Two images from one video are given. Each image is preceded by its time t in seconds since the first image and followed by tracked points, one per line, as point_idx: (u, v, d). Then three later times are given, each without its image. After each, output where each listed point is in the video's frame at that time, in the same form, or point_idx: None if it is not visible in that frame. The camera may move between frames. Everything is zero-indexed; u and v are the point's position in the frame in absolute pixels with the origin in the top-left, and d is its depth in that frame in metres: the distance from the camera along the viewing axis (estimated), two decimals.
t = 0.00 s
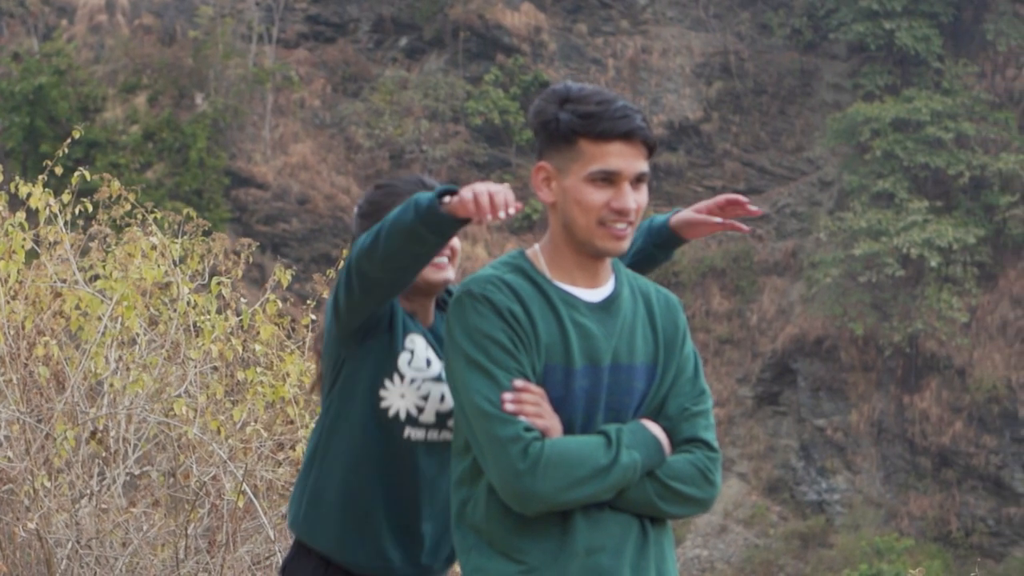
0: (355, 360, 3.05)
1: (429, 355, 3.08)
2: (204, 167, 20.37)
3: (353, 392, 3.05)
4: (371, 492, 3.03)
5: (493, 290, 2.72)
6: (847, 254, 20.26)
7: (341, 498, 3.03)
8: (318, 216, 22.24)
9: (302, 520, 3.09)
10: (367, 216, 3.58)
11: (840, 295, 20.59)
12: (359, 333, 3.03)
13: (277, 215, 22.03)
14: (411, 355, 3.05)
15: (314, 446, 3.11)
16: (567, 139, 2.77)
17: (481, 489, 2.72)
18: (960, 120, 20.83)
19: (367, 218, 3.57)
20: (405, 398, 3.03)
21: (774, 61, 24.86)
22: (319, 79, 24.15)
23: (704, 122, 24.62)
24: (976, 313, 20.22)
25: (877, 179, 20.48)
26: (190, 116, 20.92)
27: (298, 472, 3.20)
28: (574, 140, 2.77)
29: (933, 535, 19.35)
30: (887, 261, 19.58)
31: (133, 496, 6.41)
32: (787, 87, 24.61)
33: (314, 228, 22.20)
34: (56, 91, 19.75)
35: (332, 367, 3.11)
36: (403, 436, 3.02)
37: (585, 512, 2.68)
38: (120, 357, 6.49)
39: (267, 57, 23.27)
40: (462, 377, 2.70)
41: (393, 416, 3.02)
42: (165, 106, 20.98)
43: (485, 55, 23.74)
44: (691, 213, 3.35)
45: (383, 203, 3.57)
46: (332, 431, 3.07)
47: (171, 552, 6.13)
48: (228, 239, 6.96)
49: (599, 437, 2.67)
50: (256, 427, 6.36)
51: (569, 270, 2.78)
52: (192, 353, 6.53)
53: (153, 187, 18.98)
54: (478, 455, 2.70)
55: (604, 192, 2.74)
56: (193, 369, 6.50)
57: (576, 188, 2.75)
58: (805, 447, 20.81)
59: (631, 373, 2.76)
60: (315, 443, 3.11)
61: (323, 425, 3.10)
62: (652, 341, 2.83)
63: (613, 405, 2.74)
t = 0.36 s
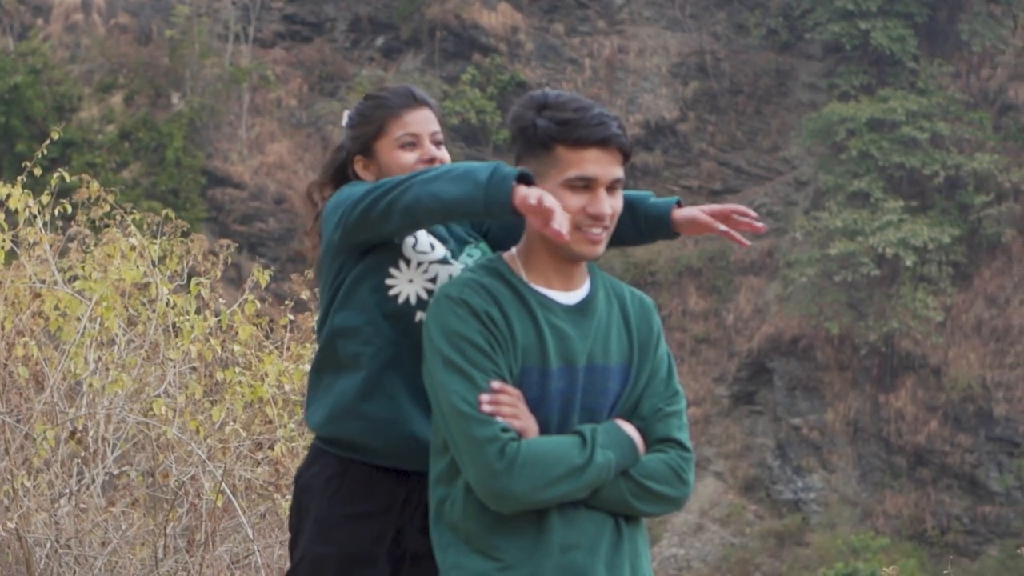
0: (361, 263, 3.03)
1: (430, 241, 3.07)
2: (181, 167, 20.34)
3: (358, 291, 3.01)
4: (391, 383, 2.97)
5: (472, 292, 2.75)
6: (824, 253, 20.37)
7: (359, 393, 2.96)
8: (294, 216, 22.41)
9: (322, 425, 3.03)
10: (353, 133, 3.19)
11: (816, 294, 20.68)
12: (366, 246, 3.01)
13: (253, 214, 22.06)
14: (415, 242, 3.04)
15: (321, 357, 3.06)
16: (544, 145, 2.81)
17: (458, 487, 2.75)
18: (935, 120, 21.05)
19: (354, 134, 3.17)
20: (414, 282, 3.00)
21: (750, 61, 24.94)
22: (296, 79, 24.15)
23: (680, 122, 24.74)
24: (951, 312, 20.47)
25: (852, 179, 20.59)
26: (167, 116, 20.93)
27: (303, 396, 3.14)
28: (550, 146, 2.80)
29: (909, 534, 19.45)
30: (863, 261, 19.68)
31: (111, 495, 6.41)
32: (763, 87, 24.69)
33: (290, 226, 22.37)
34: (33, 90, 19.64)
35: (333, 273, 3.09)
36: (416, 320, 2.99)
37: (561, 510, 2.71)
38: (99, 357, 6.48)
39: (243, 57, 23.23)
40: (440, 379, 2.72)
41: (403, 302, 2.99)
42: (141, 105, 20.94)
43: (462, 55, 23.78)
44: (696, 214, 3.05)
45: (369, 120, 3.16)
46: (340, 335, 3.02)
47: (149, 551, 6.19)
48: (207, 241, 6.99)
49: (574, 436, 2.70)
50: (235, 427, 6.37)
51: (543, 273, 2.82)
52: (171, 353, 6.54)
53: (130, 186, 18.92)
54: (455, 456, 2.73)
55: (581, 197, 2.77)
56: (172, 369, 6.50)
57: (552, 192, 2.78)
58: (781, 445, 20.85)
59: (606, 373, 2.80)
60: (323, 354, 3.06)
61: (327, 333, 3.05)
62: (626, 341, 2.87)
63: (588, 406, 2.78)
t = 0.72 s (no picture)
0: (370, 244, 3.05)
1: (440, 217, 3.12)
2: (157, 167, 20.33)
3: (363, 272, 3.05)
4: (390, 362, 3.05)
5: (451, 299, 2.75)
6: (798, 253, 20.56)
7: (354, 367, 3.05)
8: (272, 216, 22.35)
9: (314, 388, 3.14)
10: (349, 95, 3.25)
11: (792, 293, 20.83)
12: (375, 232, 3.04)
13: (230, 214, 22.00)
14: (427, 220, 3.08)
15: (320, 324, 3.15)
16: (523, 154, 2.80)
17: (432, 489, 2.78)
18: (910, 120, 21.22)
19: (349, 97, 3.24)
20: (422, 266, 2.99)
21: (726, 61, 25.00)
22: (272, 79, 24.18)
23: (656, 122, 24.78)
24: (926, 312, 20.68)
25: (828, 179, 20.71)
26: (143, 115, 21.01)
27: (302, 352, 3.25)
28: (530, 154, 2.79)
29: (885, 533, 19.57)
30: (838, 261, 19.85)
31: (90, 495, 6.41)
32: (739, 87, 24.71)
33: (267, 226, 22.37)
34: (7, 91, 19.59)
35: (338, 249, 3.13)
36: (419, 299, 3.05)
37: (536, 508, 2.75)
38: (79, 358, 6.48)
39: (220, 57, 23.24)
40: (415, 382, 2.72)
41: (409, 285, 3.00)
42: (117, 105, 20.97)
43: (439, 55, 23.84)
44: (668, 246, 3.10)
45: (364, 83, 3.22)
46: (341, 309, 3.09)
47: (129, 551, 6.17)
48: (186, 241, 7.00)
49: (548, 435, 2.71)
50: (213, 428, 6.40)
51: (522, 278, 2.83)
52: (149, 354, 6.57)
53: (107, 186, 18.88)
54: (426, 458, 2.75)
55: (560, 205, 2.78)
56: (151, 370, 6.54)
57: (532, 200, 2.79)
58: (757, 445, 20.95)
59: (580, 375, 2.86)
60: (322, 321, 3.15)
61: (329, 302, 3.12)
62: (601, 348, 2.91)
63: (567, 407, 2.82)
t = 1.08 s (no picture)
0: (389, 272, 2.94)
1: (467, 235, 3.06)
2: (137, 166, 20.29)
3: (379, 295, 2.95)
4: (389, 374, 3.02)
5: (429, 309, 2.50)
6: (778, 252, 20.63)
7: (353, 379, 3.02)
8: (252, 215, 22.26)
9: (305, 392, 3.12)
10: (359, 116, 3.28)
11: (772, 292, 20.89)
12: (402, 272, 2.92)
13: (209, 213, 21.92)
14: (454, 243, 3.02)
15: (319, 330, 3.09)
16: (518, 165, 2.59)
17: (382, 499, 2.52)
18: (889, 120, 21.34)
19: (361, 115, 3.25)
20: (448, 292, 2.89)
21: (706, 61, 25.06)
22: (252, 78, 24.19)
23: (636, 121, 24.78)
24: (906, 311, 20.72)
25: (807, 178, 20.81)
26: (122, 114, 20.96)
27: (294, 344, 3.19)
28: (524, 165, 2.58)
29: (863, 532, 19.64)
30: (818, 260, 19.94)
31: (72, 495, 6.37)
32: (718, 86, 24.79)
33: (247, 226, 22.17)
34: None
35: (354, 269, 3.01)
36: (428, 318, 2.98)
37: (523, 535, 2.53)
38: (61, 358, 6.52)
39: (200, 55, 23.22)
40: (373, 385, 2.46)
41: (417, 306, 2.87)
42: (96, 103, 20.96)
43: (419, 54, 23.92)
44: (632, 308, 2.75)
45: (373, 102, 3.25)
46: (349, 326, 3.01)
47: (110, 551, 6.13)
48: (168, 242, 7.03)
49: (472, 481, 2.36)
50: (195, 427, 6.43)
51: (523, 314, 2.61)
52: (132, 354, 6.60)
53: (86, 185, 18.90)
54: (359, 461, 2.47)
55: (553, 216, 2.57)
56: (133, 369, 6.56)
57: (526, 212, 2.58)
58: (737, 444, 21.03)
59: (564, 391, 2.63)
60: (324, 330, 3.07)
61: (338, 314, 3.03)
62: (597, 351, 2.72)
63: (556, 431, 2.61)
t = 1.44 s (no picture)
0: (389, 287, 2.91)
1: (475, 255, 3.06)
2: (122, 164, 20.28)
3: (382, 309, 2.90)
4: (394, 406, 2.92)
5: (420, 320, 2.67)
6: (764, 251, 20.65)
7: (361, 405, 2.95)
8: (237, 213, 22.23)
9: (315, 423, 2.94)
10: (370, 136, 3.15)
11: (758, 291, 20.90)
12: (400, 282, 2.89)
13: (195, 212, 21.87)
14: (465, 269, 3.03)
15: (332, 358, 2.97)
16: (525, 189, 2.72)
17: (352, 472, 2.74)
18: (874, 119, 21.42)
19: (370, 139, 3.13)
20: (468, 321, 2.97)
21: (691, 60, 25.10)
22: (237, 76, 24.18)
23: (623, 121, 24.62)
24: (892, 309, 20.78)
25: (793, 177, 20.85)
26: (108, 112, 20.93)
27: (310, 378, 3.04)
28: (532, 190, 2.72)
29: (850, 530, 19.69)
30: (804, 259, 19.99)
31: (61, 494, 6.40)
32: (704, 86, 24.82)
33: (233, 224, 22.18)
34: None
35: (354, 295, 2.98)
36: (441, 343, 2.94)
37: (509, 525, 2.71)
38: (49, 357, 6.52)
39: (185, 54, 23.17)
40: (347, 380, 2.65)
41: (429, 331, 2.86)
42: (82, 102, 20.89)
43: (405, 53, 23.95)
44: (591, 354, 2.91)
45: (385, 125, 3.12)
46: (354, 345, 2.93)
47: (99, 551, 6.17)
48: (156, 242, 7.08)
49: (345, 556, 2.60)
50: (183, 427, 6.48)
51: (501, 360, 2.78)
52: (119, 353, 6.61)
53: (71, 183, 18.92)
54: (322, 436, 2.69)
55: (555, 242, 2.72)
56: (121, 369, 6.59)
57: (530, 234, 2.72)
58: (723, 443, 21.07)
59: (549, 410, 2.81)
60: (333, 357, 2.97)
61: (343, 337, 2.96)
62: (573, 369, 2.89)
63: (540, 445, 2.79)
